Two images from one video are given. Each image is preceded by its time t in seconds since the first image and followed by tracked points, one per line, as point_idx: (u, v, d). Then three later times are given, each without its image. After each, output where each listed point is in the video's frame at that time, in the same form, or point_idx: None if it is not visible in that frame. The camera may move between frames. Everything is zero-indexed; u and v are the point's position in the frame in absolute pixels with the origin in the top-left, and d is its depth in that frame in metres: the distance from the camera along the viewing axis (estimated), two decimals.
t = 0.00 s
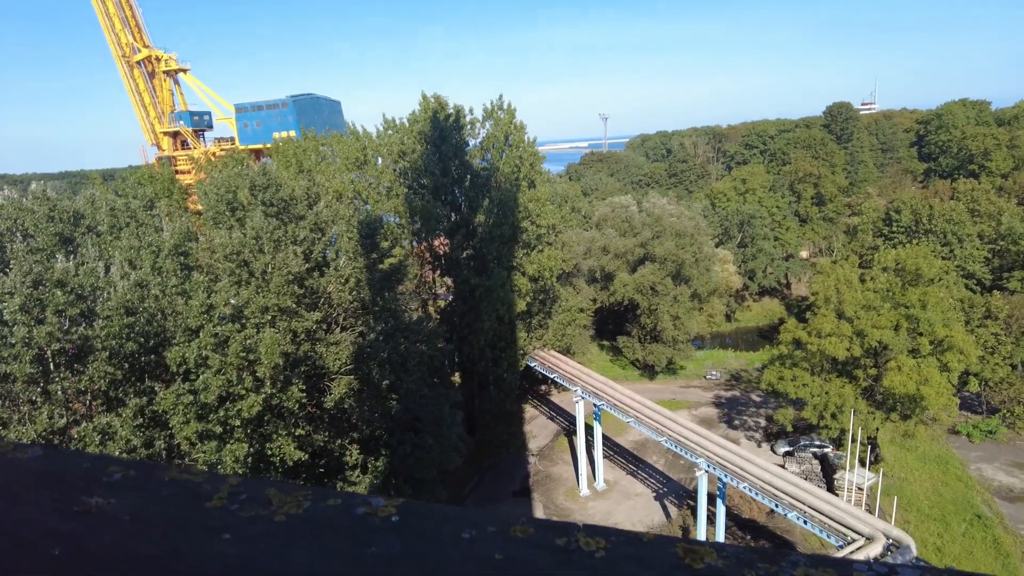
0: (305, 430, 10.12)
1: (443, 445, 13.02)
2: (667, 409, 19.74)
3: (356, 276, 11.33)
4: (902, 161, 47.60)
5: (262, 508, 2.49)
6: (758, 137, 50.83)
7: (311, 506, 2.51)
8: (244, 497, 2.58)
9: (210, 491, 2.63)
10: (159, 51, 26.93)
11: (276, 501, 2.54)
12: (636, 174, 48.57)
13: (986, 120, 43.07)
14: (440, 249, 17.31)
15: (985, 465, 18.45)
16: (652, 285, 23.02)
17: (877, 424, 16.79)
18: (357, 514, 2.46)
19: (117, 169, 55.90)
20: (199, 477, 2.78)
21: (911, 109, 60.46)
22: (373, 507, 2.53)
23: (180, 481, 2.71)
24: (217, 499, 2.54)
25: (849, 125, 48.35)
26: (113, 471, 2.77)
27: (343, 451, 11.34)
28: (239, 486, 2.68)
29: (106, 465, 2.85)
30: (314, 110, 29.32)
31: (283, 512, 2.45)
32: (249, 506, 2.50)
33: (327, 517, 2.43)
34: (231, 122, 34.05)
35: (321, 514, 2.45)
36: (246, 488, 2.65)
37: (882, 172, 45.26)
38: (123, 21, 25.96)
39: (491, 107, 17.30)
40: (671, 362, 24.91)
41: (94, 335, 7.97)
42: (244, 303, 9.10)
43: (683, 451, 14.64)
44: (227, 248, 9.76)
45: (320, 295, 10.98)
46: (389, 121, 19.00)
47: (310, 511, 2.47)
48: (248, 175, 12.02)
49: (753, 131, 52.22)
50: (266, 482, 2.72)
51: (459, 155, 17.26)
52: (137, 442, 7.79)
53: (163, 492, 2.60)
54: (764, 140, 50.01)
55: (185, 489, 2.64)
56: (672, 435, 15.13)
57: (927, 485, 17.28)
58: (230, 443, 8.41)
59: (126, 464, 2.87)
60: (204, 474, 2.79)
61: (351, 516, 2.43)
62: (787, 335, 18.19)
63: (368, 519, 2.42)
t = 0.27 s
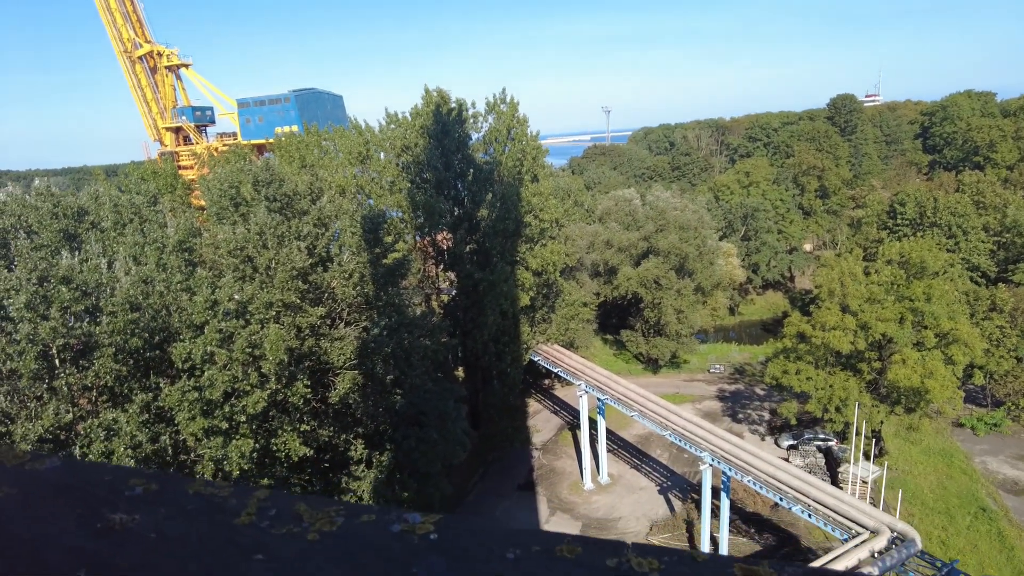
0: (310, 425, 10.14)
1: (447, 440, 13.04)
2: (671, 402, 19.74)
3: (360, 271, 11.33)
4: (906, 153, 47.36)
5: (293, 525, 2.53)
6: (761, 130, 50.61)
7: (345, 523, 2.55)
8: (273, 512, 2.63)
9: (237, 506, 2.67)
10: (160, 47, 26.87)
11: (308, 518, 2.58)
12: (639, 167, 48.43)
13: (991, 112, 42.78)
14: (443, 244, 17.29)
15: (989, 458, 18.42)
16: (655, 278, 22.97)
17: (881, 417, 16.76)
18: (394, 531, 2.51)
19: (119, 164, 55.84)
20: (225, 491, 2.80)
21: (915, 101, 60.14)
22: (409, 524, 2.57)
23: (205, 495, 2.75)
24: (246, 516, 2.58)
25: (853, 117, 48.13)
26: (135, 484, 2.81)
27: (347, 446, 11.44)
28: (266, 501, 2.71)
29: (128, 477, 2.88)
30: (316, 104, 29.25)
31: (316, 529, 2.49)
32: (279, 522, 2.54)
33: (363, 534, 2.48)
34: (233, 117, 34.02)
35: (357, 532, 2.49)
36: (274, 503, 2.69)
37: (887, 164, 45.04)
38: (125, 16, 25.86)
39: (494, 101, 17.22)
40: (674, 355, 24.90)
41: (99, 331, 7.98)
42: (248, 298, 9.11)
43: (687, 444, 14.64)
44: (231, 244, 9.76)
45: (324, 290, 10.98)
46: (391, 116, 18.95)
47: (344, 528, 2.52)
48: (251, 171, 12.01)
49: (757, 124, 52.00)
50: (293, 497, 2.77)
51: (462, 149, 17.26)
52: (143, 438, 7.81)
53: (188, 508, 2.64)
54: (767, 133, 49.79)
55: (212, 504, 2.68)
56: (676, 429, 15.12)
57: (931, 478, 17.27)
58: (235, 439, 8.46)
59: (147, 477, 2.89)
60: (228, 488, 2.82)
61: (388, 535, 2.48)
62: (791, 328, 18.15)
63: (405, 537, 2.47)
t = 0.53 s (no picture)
0: (315, 423, 10.15)
1: (451, 437, 13.06)
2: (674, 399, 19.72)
3: (363, 268, 11.33)
4: (910, 148, 47.13)
5: (333, 553, 2.93)
6: (764, 125, 50.41)
7: (387, 551, 2.97)
8: (307, 541, 3.01)
9: (270, 535, 3.04)
10: (162, 44, 26.79)
11: (347, 547, 2.99)
12: (642, 163, 48.27)
13: (996, 106, 42.52)
14: (446, 241, 17.27)
15: (994, 454, 18.38)
16: (659, 275, 22.91)
17: (885, 414, 16.73)
18: (442, 561, 2.96)
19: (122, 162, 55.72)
20: (253, 518, 3.19)
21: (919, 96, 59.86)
22: (454, 555, 3.02)
23: (234, 521, 3.13)
24: (281, 545, 2.95)
25: (857, 112, 47.92)
26: (158, 508, 3.15)
27: (352, 444, 11.48)
28: (300, 530, 3.10)
29: (148, 501, 3.22)
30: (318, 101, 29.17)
31: (359, 558, 2.90)
32: (315, 552, 2.92)
33: (412, 561, 2.91)
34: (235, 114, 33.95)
35: (405, 558, 2.92)
36: (307, 532, 3.09)
37: (891, 159, 44.83)
38: (127, 14, 25.74)
39: (496, 97, 17.16)
40: (678, 352, 24.87)
41: (104, 329, 7.97)
42: (252, 296, 9.12)
43: (691, 441, 14.59)
44: (234, 242, 9.76)
45: (328, 288, 10.98)
46: (393, 112, 18.91)
47: (388, 555, 2.94)
48: (254, 168, 11.99)
49: (760, 119, 51.79)
50: (325, 525, 3.17)
51: (464, 146, 17.32)
52: (148, 435, 7.79)
53: (219, 535, 2.99)
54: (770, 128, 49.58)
55: (245, 532, 3.04)
56: (680, 426, 15.09)
57: (935, 474, 17.25)
58: (240, 437, 8.47)
59: (168, 501, 3.26)
60: (257, 515, 3.20)
61: (439, 564, 2.93)
62: (795, 324, 18.10)
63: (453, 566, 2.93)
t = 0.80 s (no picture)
0: (321, 421, 10.15)
1: (457, 435, 13.04)
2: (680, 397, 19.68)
3: (369, 266, 11.32)
4: (917, 144, 46.90)
5: None
6: (770, 122, 50.23)
7: None
8: None
9: None
10: (167, 42, 26.87)
11: None
12: (647, 160, 48.18)
13: (1004, 102, 42.24)
14: (451, 239, 17.26)
15: (1003, 452, 18.27)
16: (664, 272, 22.84)
17: (893, 412, 16.63)
18: None
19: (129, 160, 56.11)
20: (288, 555, 2.70)
21: (925, 92, 59.58)
22: None
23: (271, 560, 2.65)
24: None
25: (864, 109, 47.67)
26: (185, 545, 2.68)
27: (358, 441, 11.49)
28: None
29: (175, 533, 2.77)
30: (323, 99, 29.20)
31: None
32: None
33: None
34: (240, 112, 34.01)
35: None
36: None
37: (897, 156, 44.60)
38: (132, 12, 25.87)
39: (502, 94, 17.32)
40: (683, 349, 24.81)
41: (111, 327, 7.97)
42: (259, 295, 9.13)
43: (698, 439, 14.53)
44: (240, 240, 9.76)
45: (334, 285, 10.97)
46: (399, 110, 18.89)
47: None
48: (260, 166, 11.99)
49: (765, 116, 51.61)
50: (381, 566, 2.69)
51: (469, 143, 17.42)
52: (155, 433, 7.77)
53: None
54: (776, 125, 49.41)
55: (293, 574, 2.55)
56: (686, 423, 15.03)
57: (944, 472, 17.15)
58: (247, 435, 8.47)
59: (196, 536, 2.79)
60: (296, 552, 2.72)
61: None
62: (802, 322, 18.02)
63: None
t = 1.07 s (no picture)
0: (331, 420, 10.15)
1: (465, 434, 13.02)
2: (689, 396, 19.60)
3: (378, 265, 11.32)
4: (928, 141, 46.48)
5: None
6: (779, 119, 49.92)
7: None
8: None
9: None
10: (176, 41, 26.97)
11: None
12: (655, 158, 48.03)
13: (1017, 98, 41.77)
14: (459, 237, 17.23)
15: (1016, 452, 18.07)
16: (673, 271, 22.73)
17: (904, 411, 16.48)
18: None
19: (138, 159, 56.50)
20: None
21: (936, 89, 59.02)
22: None
23: None
24: None
25: (873, 105, 47.30)
26: None
27: (367, 440, 11.48)
28: None
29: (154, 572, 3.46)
30: (331, 98, 29.23)
31: None
32: None
33: None
34: (248, 111, 34.10)
35: None
36: None
37: (908, 153, 44.22)
38: (141, 12, 26.00)
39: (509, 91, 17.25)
40: (692, 348, 24.71)
41: (121, 327, 7.99)
42: (268, 294, 9.14)
43: (707, 438, 14.44)
44: (249, 240, 9.77)
45: (343, 285, 10.97)
46: (406, 109, 18.89)
47: None
48: (269, 165, 12.00)
49: (774, 113, 51.31)
50: None
51: (477, 141, 17.43)
52: (166, 432, 7.79)
53: None
54: (785, 122, 49.11)
55: None
56: (696, 423, 14.95)
57: (956, 472, 16.99)
58: (256, 435, 8.46)
59: None
60: None
61: None
62: (812, 320, 17.89)
63: None
